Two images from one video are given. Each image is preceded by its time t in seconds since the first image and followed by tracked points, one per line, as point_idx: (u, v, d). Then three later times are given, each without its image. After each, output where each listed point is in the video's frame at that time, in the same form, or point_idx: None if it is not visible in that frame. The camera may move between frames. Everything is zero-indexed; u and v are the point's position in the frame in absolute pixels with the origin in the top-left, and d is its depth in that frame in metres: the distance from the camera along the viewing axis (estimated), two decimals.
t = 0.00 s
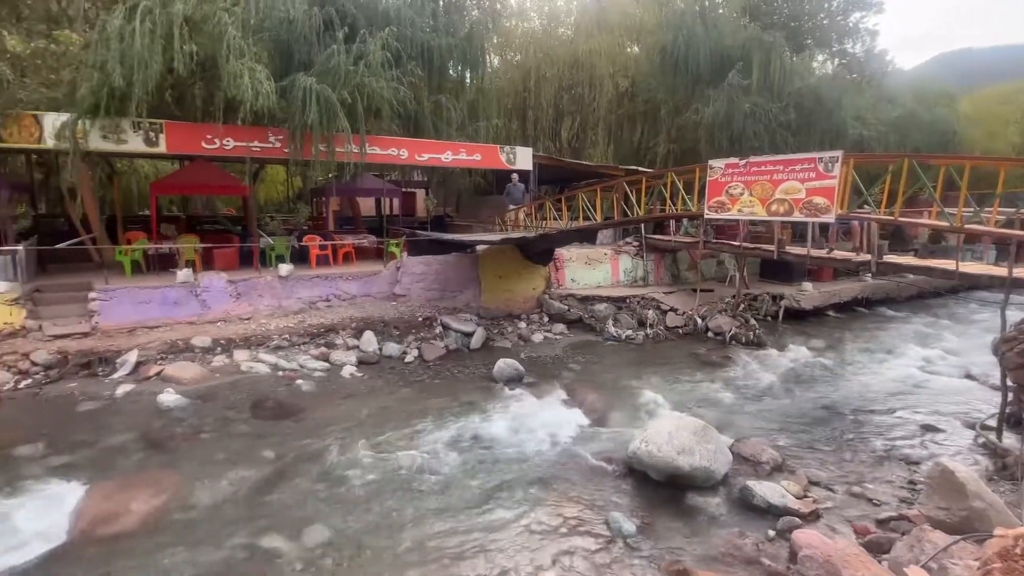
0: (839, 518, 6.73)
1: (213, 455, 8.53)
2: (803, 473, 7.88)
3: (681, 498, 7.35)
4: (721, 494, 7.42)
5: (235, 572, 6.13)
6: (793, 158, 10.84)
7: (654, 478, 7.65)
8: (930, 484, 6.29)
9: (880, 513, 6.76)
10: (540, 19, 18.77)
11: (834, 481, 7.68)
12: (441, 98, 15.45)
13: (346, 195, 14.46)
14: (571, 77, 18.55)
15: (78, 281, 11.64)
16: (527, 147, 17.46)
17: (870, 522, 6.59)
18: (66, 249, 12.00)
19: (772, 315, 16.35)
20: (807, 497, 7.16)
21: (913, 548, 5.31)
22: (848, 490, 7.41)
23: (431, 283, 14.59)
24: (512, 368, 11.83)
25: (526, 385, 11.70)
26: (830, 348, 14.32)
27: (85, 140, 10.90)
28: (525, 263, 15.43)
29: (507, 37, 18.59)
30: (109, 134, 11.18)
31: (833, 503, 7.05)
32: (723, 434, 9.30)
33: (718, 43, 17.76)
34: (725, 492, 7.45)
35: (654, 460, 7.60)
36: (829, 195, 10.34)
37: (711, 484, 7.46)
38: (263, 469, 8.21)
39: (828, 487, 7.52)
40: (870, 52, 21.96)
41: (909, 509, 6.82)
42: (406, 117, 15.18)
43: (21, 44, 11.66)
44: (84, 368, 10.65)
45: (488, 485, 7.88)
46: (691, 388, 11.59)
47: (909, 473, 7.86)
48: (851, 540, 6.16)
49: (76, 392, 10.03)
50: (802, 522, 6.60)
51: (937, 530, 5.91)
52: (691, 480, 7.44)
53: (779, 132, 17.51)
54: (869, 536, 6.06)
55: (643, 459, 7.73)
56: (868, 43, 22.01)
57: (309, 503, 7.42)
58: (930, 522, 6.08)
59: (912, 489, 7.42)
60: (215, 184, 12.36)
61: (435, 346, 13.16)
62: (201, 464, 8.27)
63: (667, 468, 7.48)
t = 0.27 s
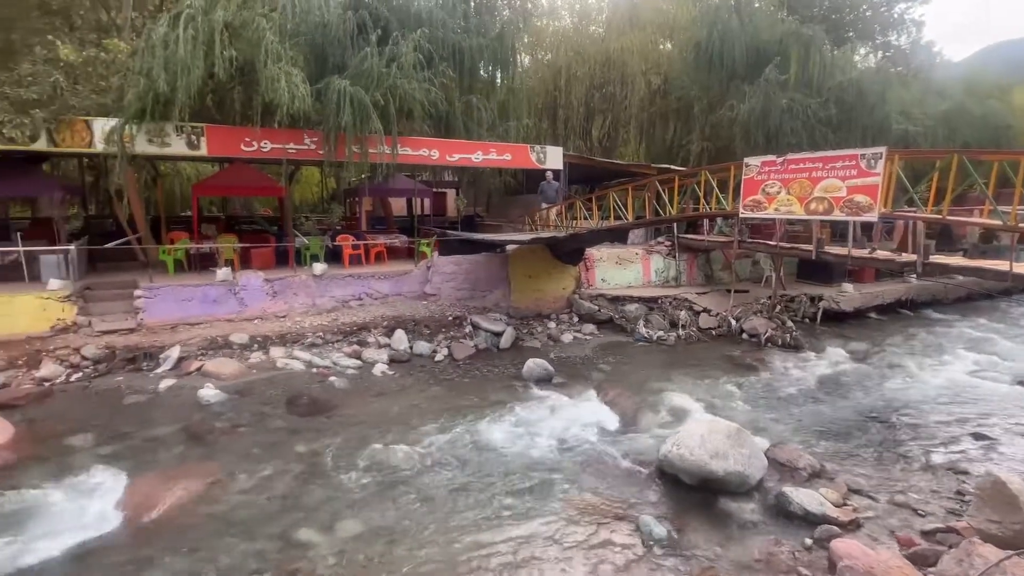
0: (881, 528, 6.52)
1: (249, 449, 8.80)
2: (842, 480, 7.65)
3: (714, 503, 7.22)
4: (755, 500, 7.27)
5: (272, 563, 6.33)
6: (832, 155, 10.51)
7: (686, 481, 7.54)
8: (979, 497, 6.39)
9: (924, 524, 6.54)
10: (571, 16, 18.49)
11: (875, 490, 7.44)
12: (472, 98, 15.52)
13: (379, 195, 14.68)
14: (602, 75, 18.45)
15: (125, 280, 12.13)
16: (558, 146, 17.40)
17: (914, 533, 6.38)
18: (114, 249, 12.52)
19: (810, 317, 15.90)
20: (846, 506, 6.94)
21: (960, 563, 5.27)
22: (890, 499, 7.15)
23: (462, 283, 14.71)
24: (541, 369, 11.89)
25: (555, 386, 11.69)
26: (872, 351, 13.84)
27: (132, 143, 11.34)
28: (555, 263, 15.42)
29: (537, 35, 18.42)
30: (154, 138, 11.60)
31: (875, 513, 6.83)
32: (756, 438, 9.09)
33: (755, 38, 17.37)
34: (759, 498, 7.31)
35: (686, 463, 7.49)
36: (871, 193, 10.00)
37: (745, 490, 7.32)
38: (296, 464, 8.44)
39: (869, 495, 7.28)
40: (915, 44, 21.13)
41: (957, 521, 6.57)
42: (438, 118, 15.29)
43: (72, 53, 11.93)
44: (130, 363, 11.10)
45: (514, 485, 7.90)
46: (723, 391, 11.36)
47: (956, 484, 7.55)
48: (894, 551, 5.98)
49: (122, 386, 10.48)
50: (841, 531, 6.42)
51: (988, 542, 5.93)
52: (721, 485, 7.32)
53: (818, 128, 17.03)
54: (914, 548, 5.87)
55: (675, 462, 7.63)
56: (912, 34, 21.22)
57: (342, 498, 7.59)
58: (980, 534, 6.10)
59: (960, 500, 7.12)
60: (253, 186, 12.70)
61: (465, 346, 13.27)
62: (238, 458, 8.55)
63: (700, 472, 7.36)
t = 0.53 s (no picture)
0: (927, 540, 6.29)
1: (286, 445, 9.05)
2: (885, 489, 7.40)
3: (749, 510, 7.09)
4: (793, 507, 7.11)
5: (309, 556, 6.51)
6: (876, 152, 10.13)
7: (720, 487, 7.42)
8: None
9: (974, 538, 6.28)
10: (603, 14, 18.39)
11: (920, 500, 7.17)
12: (504, 98, 15.56)
13: (411, 196, 14.87)
14: (635, 73, 18.31)
15: (169, 278, 12.58)
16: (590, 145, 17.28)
17: (964, 547, 6.16)
18: (159, 249, 12.99)
19: (851, 319, 15.38)
20: (889, 516, 6.71)
21: None
22: (937, 511, 6.89)
23: (492, 283, 14.78)
24: (571, 370, 11.91)
25: (585, 387, 11.64)
26: (918, 355, 13.33)
27: (176, 147, 11.75)
28: (586, 263, 15.34)
29: (569, 35, 18.32)
30: (197, 141, 11.99)
31: (921, 524, 6.59)
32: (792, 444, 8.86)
33: (794, 31, 16.88)
34: (797, 506, 7.14)
35: (721, 468, 7.38)
36: (918, 191, 9.54)
37: (783, 497, 7.16)
38: (329, 459, 8.64)
39: (913, 506, 7.03)
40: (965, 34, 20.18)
41: (1010, 536, 6.30)
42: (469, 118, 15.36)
43: (122, 61, 12.06)
44: (174, 359, 11.51)
45: (542, 485, 7.91)
46: (758, 395, 11.11)
47: (1009, 496, 7.22)
48: (943, 566, 5.78)
49: (167, 380, 10.89)
50: (884, 543, 6.22)
51: None
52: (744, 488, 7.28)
53: (860, 124, 16.47)
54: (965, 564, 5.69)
55: (709, 466, 7.53)
56: (962, 24, 20.27)
57: (376, 494, 7.74)
58: None
59: (1013, 513, 6.81)
60: (290, 187, 13.02)
61: (495, 345, 13.32)
62: (274, 452, 8.81)
63: (735, 478, 7.24)
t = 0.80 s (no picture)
0: (980, 556, 6.01)
1: (322, 441, 9.27)
2: (934, 501, 7.10)
3: (788, 519, 6.91)
4: (835, 518, 6.89)
5: (346, 550, 6.66)
6: (928, 149, 9.67)
7: (758, 494, 7.26)
8: None
9: None
10: (638, 11, 18.05)
11: (972, 513, 6.85)
12: (537, 99, 15.55)
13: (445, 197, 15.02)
14: (670, 71, 18.13)
15: (212, 278, 13.04)
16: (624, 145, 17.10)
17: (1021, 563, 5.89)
18: (203, 249, 13.48)
19: (898, 323, 14.78)
20: (939, 530, 6.43)
21: None
22: (991, 525, 6.57)
23: (524, 283, 14.80)
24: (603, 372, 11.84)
25: (618, 388, 11.54)
26: (970, 361, 12.73)
27: (220, 151, 12.12)
28: (619, 264, 15.22)
29: (603, 33, 17.90)
30: (239, 145, 12.35)
31: (974, 539, 6.30)
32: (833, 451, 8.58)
33: (837, 24, 16.25)
34: (839, 516, 6.92)
35: (759, 475, 7.22)
36: (973, 189, 9.05)
37: (825, 506, 6.96)
38: (362, 456, 8.81)
39: (965, 519, 6.72)
40: None
41: None
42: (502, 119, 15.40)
43: (171, 70, 12.56)
44: (216, 356, 11.84)
45: (572, 488, 7.88)
46: (796, 400, 10.80)
47: None
48: None
49: (209, 376, 11.27)
50: (934, 558, 5.97)
51: None
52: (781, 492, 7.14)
53: (908, 119, 15.76)
54: None
55: (746, 473, 7.38)
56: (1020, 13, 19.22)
57: (410, 492, 7.85)
58: None
59: None
60: (328, 190, 13.33)
61: (527, 346, 13.33)
62: (310, 448, 9.03)
63: (774, 485, 7.08)
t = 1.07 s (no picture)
0: None
1: (358, 439, 9.45)
2: (991, 518, 6.75)
3: (832, 532, 6.68)
4: (882, 532, 6.63)
5: (382, 547, 6.78)
6: (985, 146, 9.30)
7: (799, 505, 7.04)
8: None
9: None
10: (676, 11, 17.91)
11: None
12: (572, 100, 15.49)
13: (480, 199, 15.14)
14: (709, 70, 17.86)
15: (254, 278, 13.48)
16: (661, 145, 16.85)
17: None
18: (246, 251, 13.95)
19: (952, 330, 14.08)
20: (997, 549, 6.10)
21: None
22: None
23: (558, 285, 14.77)
24: (637, 374, 11.69)
25: (653, 393, 11.37)
26: None
27: (263, 155, 12.52)
28: (655, 266, 15.03)
29: (639, 32, 17.71)
30: (281, 149, 12.75)
31: None
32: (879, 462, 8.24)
33: (887, 18, 15.55)
34: (887, 531, 6.65)
35: (801, 486, 6.99)
36: None
37: (871, 520, 6.70)
38: (397, 455, 8.95)
39: None
40: None
41: None
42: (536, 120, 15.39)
43: (219, 77, 12.46)
44: (258, 354, 12.21)
45: (604, 493, 7.81)
46: (838, 408, 10.43)
47: None
48: None
49: (251, 373, 11.64)
50: None
51: None
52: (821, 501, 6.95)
53: (964, 116, 14.97)
54: None
55: (787, 483, 7.15)
56: None
57: (443, 491, 7.93)
58: None
59: None
60: (366, 192, 13.59)
61: (560, 348, 13.27)
62: (347, 445, 9.23)
63: (817, 497, 6.85)
